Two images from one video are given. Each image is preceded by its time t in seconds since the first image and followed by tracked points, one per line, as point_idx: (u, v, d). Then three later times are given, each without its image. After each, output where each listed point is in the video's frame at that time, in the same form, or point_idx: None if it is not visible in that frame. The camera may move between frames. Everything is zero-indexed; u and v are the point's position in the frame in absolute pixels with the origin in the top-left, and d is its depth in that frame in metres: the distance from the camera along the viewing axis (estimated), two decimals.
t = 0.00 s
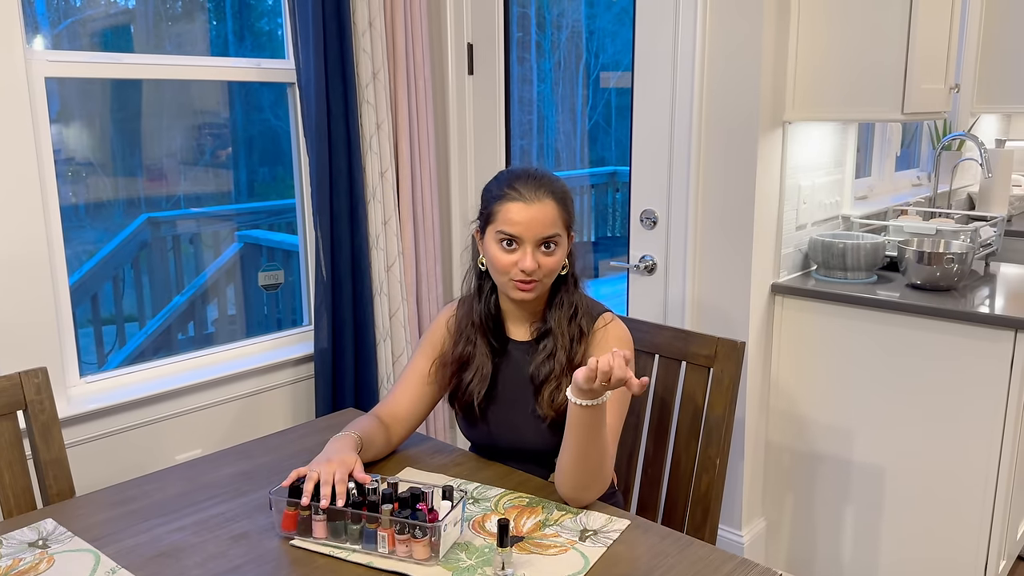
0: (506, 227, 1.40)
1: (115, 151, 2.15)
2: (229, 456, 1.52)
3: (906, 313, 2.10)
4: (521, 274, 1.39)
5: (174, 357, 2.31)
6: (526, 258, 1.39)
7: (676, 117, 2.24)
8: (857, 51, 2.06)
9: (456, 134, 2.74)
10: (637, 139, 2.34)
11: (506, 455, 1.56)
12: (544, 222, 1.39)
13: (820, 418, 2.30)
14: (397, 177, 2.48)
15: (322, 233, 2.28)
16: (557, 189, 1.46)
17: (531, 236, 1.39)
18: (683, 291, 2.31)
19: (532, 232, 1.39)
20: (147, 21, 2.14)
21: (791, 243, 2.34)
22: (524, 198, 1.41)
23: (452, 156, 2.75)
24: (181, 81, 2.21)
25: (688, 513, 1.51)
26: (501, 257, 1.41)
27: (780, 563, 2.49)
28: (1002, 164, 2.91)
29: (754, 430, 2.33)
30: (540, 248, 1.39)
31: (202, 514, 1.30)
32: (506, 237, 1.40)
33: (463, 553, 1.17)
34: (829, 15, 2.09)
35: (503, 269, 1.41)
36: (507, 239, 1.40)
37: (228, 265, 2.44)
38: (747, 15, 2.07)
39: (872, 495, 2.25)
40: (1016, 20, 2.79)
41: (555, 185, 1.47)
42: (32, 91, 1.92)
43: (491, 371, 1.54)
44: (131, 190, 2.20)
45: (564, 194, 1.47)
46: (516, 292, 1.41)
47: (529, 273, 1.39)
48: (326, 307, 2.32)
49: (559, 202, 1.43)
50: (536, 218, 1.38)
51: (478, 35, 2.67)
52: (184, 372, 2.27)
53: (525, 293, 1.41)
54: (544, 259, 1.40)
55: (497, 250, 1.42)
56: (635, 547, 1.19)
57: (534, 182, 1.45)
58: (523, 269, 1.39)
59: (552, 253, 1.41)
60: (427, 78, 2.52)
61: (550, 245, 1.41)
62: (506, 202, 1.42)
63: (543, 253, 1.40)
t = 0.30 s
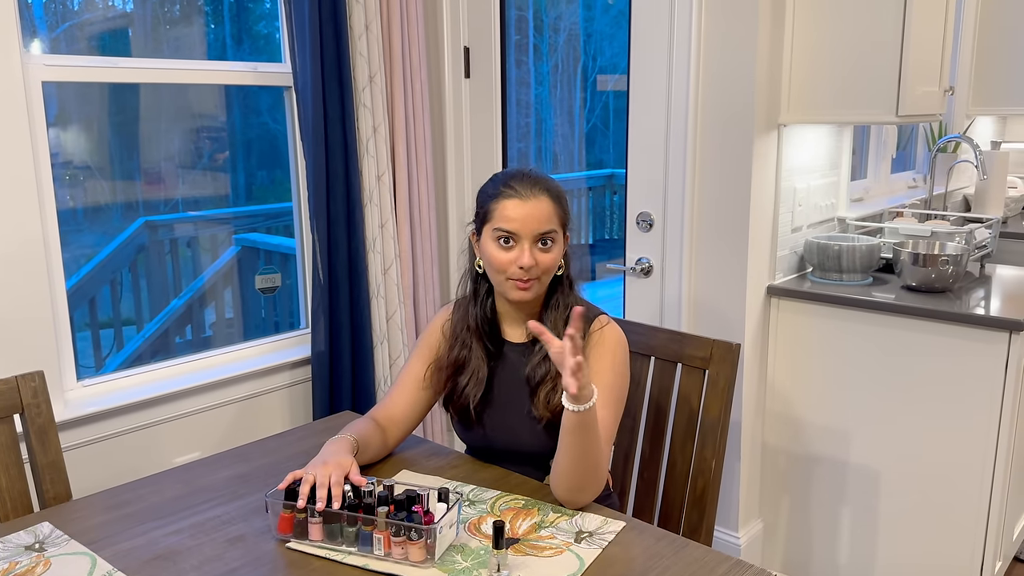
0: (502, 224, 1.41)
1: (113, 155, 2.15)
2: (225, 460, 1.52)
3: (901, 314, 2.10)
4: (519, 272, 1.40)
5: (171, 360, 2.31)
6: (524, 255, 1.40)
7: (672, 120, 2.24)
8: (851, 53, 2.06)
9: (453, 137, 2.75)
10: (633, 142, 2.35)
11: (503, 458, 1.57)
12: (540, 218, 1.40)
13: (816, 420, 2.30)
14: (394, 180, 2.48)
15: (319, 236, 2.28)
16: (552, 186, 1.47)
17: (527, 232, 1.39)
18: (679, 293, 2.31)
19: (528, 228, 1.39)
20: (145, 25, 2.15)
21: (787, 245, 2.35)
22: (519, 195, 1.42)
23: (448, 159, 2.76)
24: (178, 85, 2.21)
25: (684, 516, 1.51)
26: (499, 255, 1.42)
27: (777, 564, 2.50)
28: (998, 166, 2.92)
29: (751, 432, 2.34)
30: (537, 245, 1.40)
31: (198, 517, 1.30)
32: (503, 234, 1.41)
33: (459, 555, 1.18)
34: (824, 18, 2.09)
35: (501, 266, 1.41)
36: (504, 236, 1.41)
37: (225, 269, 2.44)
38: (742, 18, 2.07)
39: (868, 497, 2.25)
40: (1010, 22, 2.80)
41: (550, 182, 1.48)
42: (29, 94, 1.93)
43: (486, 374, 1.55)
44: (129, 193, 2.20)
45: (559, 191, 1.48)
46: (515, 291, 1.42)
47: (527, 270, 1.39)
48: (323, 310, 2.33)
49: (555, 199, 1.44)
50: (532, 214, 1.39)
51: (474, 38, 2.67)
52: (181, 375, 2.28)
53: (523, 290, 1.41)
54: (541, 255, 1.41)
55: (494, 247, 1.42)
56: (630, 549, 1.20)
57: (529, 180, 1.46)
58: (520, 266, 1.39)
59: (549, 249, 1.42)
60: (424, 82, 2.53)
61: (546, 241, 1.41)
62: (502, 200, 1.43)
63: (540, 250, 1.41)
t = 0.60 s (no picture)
0: (505, 226, 1.41)
1: (111, 158, 2.16)
2: (222, 462, 1.52)
3: (898, 315, 2.11)
4: (519, 273, 1.41)
5: (170, 363, 2.31)
6: (525, 257, 1.40)
7: (669, 122, 2.25)
8: (848, 55, 2.07)
9: (452, 139, 2.75)
10: (631, 144, 2.36)
11: (495, 456, 1.57)
12: (543, 221, 1.40)
13: (813, 421, 2.30)
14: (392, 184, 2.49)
15: (316, 238, 2.28)
16: (555, 190, 1.47)
17: (530, 235, 1.40)
18: (677, 295, 2.32)
19: (531, 231, 1.40)
20: (144, 29, 2.15)
21: (784, 247, 2.35)
22: (523, 198, 1.42)
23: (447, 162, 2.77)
24: (177, 88, 2.22)
25: (680, 517, 1.51)
26: (499, 256, 1.42)
27: (775, 566, 2.50)
28: (995, 167, 2.93)
29: (748, 433, 2.34)
30: (539, 248, 1.40)
31: (195, 519, 1.31)
32: (505, 235, 1.41)
33: (455, 557, 1.18)
34: (820, 20, 2.10)
35: (502, 268, 1.42)
36: (506, 237, 1.41)
37: (224, 272, 2.44)
38: (739, 20, 2.08)
39: (866, 498, 2.25)
40: (1007, 23, 2.81)
41: (552, 185, 1.48)
42: (27, 98, 1.93)
43: (481, 370, 1.55)
44: (129, 197, 2.20)
45: (561, 194, 1.48)
46: (514, 291, 1.43)
47: (528, 272, 1.40)
48: (321, 313, 2.33)
49: (558, 203, 1.45)
50: (535, 217, 1.40)
51: (472, 41, 2.68)
52: (179, 378, 2.28)
53: (522, 291, 1.42)
54: (543, 258, 1.42)
55: (495, 248, 1.42)
56: (626, 550, 1.20)
57: (533, 183, 1.46)
58: (522, 268, 1.40)
59: (550, 253, 1.42)
60: (421, 85, 2.53)
61: (548, 244, 1.42)
62: (505, 202, 1.43)
63: (541, 253, 1.42)
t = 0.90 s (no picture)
0: (510, 225, 1.41)
1: (112, 160, 2.16)
2: (222, 465, 1.53)
3: (897, 316, 2.11)
4: (527, 272, 1.40)
5: (170, 365, 2.31)
6: (532, 255, 1.40)
7: (668, 124, 2.25)
8: (847, 57, 2.07)
9: (451, 141, 2.75)
10: (630, 145, 2.36)
11: (496, 457, 1.57)
12: (550, 219, 1.41)
13: (813, 423, 2.31)
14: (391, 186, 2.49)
15: (316, 240, 2.28)
16: (556, 190, 1.48)
17: (536, 233, 1.40)
18: (676, 296, 2.32)
19: (539, 230, 1.40)
20: (144, 31, 2.16)
21: (783, 248, 2.35)
22: (526, 197, 1.43)
23: (446, 164, 2.76)
24: (177, 91, 2.22)
25: (680, 518, 1.51)
26: (507, 255, 1.41)
27: (775, 567, 2.50)
28: (994, 167, 2.93)
29: (748, 434, 2.34)
30: (545, 246, 1.41)
31: (194, 522, 1.31)
32: (512, 234, 1.41)
33: (454, 559, 1.18)
34: (818, 21, 2.10)
35: (509, 267, 1.41)
36: (513, 236, 1.40)
37: (224, 274, 2.44)
38: (737, 22, 2.08)
39: (866, 499, 2.25)
40: (1006, 24, 2.81)
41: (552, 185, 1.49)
42: (27, 101, 1.93)
43: (480, 375, 1.55)
44: (129, 199, 2.21)
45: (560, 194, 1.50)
46: (520, 291, 1.42)
47: (535, 271, 1.40)
48: (321, 314, 2.33)
49: (560, 202, 1.46)
50: (540, 215, 1.41)
51: (471, 43, 2.68)
52: (179, 380, 2.28)
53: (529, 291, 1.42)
54: (548, 257, 1.42)
55: (501, 248, 1.42)
56: (624, 551, 1.20)
57: (534, 183, 1.47)
58: (529, 266, 1.40)
59: (555, 251, 1.43)
60: (420, 87, 2.54)
61: (553, 243, 1.42)
62: (509, 201, 1.43)
63: (546, 251, 1.42)
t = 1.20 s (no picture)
0: (504, 230, 1.41)
1: (113, 161, 2.16)
2: (222, 465, 1.53)
3: (898, 316, 2.10)
4: (521, 276, 1.41)
5: (171, 366, 2.32)
6: (526, 260, 1.41)
7: (669, 124, 2.25)
8: (848, 57, 2.07)
9: (451, 142, 2.75)
10: (631, 146, 2.36)
11: (496, 456, 1.57)
12: (544, 224, 1.41)
13: (814, 423, 2.31)
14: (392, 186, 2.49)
15: (316, 241, 2.28)
16: (552, 193, 1.47)
17: (529, 238, 1.40)
18: (676, 296, 2.32)
19: (532, 235, 1.40)
20: (145, 32, 2.16)
21: (783, 248, 2.35)
22: (520, 201, 1.42)
23: (446, 165, 2.76)
24: (178, 92, 2.22)
25: (680, 519, 1.51)
26: (500, 260, 1.42)
27: (776, 568, 2.49)
28: (995, 167, 2.92)
29: (748, 435, 2.34)
30: (538, 250, 1.41)
31: (195, 523, 1.31)
32: (505, 239, 1.41)
33: (454, 560, 1.18)
34: (819, 21, 2.10)
35: (503, 272, 1.42)
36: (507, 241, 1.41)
37: (225, 275, 2.44)
38: (738, 22, 2.08)
39: (866, 499, 2.25)
40: (1007, 24, 2.81)
41: (550, 187, 1.48)
42: (27, 103, 1.94)
43: (484, 373, 1.55)
44: (130, 201, 2.21)
45: (559, 196, 1.49)
46: (517, 296, 1.43)
47: (529, 276, 1.40)
48: (321, 315, 2.33)
49: (556, 205, 1.45)
50: (534, 220, 1.40)
51: (471, 44, 2.68)
52: (180, 381, 2.28)
53: (524, 295, 1.42)
54: (543, 260, 1.42)
55: (496, 253, 1.43)
56: (624, 552, 1.20)
57: (530, 186, 1.46)
58: (523, 271, 1.40)
59: (551, 255, 1.43)
60: (421, 88, 2.54)
61: (547, 247, 1.42)
62: (503, 206, 1.43)
63: (542, 255, 1.42)
